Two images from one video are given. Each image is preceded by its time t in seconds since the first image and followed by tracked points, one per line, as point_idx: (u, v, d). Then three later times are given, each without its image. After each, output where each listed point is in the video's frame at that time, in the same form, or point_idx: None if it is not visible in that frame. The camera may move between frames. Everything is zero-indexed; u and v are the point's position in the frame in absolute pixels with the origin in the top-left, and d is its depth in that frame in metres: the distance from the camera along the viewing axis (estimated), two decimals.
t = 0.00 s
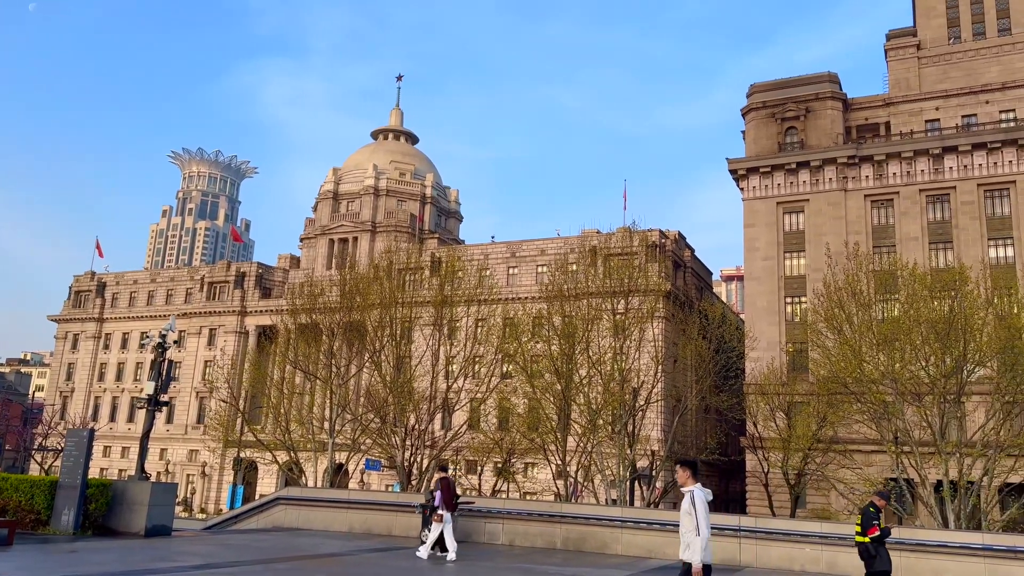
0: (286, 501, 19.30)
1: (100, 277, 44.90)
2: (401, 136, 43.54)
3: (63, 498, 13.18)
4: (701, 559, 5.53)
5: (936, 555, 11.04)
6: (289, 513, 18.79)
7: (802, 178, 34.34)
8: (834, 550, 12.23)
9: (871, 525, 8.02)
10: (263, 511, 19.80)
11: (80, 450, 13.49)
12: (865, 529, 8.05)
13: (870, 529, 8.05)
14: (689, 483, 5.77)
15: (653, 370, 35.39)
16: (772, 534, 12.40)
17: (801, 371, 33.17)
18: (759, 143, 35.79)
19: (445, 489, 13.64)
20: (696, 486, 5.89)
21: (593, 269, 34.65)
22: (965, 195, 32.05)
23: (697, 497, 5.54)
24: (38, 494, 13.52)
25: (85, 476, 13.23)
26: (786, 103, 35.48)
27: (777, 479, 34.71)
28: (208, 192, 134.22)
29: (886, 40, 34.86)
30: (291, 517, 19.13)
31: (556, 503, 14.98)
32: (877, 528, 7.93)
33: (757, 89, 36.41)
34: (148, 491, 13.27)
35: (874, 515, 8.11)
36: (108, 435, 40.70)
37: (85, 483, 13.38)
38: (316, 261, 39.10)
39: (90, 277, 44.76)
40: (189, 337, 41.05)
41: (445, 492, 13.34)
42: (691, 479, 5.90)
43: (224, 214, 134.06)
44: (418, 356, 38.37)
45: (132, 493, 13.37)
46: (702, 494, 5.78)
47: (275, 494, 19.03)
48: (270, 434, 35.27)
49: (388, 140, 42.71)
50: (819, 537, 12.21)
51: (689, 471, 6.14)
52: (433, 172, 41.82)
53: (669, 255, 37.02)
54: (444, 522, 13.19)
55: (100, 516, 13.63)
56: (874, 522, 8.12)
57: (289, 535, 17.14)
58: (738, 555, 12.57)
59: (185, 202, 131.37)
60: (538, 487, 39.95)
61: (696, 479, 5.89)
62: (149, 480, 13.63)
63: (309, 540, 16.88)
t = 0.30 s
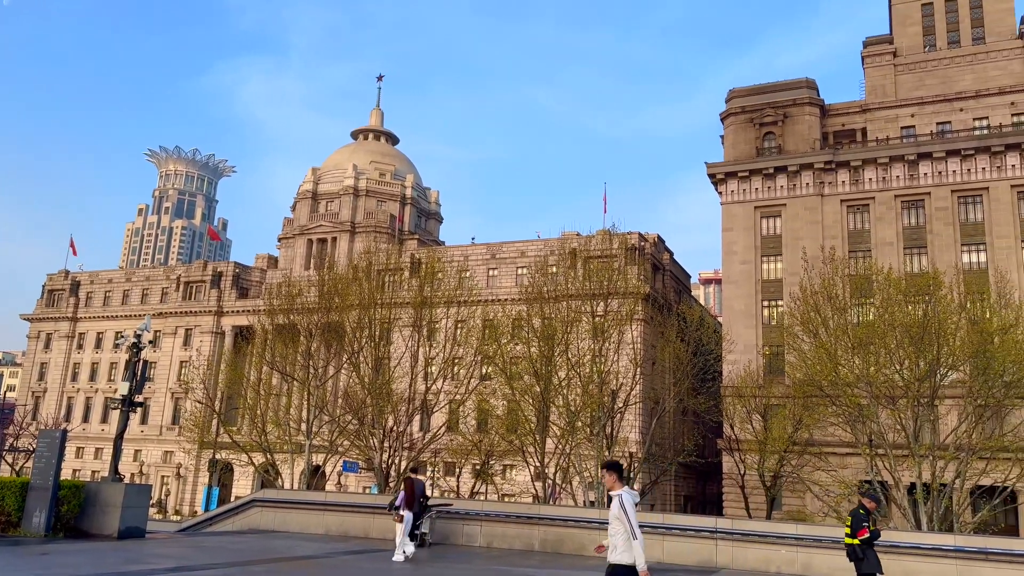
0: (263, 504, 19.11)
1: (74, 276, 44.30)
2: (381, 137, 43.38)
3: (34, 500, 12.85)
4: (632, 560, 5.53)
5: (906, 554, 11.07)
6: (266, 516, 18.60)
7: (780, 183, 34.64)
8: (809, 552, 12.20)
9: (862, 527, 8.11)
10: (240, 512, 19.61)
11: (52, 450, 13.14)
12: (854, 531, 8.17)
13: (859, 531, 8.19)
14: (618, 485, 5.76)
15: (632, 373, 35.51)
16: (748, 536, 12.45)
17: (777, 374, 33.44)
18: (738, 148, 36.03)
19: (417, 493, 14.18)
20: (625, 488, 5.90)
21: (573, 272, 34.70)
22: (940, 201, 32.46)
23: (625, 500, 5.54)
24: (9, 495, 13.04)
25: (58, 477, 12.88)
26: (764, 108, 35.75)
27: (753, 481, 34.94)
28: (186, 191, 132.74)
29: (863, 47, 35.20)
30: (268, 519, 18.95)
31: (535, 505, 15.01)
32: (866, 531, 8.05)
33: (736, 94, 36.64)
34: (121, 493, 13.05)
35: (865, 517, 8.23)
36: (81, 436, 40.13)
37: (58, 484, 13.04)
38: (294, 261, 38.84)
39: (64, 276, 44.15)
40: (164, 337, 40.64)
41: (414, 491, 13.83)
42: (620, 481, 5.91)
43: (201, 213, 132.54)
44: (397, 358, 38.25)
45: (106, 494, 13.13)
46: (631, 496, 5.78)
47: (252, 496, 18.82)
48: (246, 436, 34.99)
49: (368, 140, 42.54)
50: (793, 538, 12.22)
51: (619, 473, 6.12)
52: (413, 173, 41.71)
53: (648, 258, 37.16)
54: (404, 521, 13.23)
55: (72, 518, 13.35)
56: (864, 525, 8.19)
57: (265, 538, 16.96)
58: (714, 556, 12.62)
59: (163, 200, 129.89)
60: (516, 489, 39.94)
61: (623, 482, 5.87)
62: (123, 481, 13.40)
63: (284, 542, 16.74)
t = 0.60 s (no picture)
0: (238, 506, 18.88)
1: (48, 275, 43.69)
2: (361, 138, 43.22)
3: (4, 503, 12.49)
4: (559, 556, 5.56)
5: (879, 556, 11.19)
6: (241, 518, 18.39)
7: (757, 188, 34.94)
8: (785, 554, 12.23)
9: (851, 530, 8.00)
10: (215, 515, 19.36)
11: (23, 452, 12.80)
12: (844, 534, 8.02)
13: (849, 536, 7.80)
14: (551, 482, 5.79)
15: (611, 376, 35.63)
16: (725, 538, 12.53)
17: (754, 377, 33.69)
18: (716, 153, 36.27)
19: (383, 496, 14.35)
20: (559, 486, 5.94)
21: (552, 274, 34.73)
22: (915, 207, 32.88)
23: (557, 496, 5.56)
24: None
25: (29, 480, 12.57)
26: (742, 114, 36.03)
27: (730, 484, 35.16)
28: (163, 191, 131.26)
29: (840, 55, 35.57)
30: (244, 522, 18.74)
31: (513, 508, 15.04)
32: (855, 533, 7.69)
33: (715, 100, 36.90)
34: (93, 496, 12.83)
35: (856, 521, 7.91)
36: (53, 438, 39.54)
37: (29, 486, 12.75)
38: (272, 262, 38.56)
39: (37, 275, 43.54)
40: (139, 338, 40.24)
41: (382, 493, 13.97)
42: (553, 478, 5.94)
43: (178, 213, 131.10)
44: (376, 359, 38.16)
45: (78, 497, 12.87)
46: (565, 493, 5.81)
47: (228, 499, 18.61)
48: (221, 438, 34.71)
49: (348, 141, 42.36)
50: (769, 541, 12.25)
51: (556, 471, 6.16)
52: (393, 174, 41.60)
53: (628, 261, 37.29)
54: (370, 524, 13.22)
55: (43, 522, 13.04)
56: (853, 529, 7.98)
57: (240, 540, 16.75)
58: (691, 559, 12.66)
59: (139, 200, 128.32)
60: (495, 491, 39.94)
61: (558, 480, 5.92)
62: (96, 483, 13.17)
63: (258, 545, 16.55)
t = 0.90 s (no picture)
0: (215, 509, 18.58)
1: (21, 275, 43.08)
2: (341, 138, 43.07)
3: None
4: (488, 557, 5.63)
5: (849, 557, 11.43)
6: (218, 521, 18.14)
7: (736, 193, 35.22)
8: (761, 556, 12.32)
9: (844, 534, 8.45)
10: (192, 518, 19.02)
11: None
12: (837, 538, 8.46)
13: (842, 538, 8.41)
14: (486, 483, 5.88)
15: (590, 378, 35.73)
16: (702, 540, 12.56)
17: (731, 380, 33.93)
18: (696, 158, 36.49)
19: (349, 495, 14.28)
20: (495, 489, 6.01)
21: (533, 277, 34.70)
22: (890, 213, 33.26)
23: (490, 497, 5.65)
24: None
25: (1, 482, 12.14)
26: (721, 119, 36.27)
27: (708, 486, 35.40)
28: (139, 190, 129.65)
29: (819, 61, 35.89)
30: (220, 525, 18.47)
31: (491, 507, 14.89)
32: (847, 536, 8.27)
33: (695, 105, 37.12)
34: (66, 498, 12.63)
35: (850, 524, 8.52)
36: (25, 439, 38.94)
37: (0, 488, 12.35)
38: (249, 262, 38.30)
39: (10, 275, 42.94)
40: (114, 338, 39.82)
41: (349, 494, 13.85)
42: (490, 479, 6.03)
43: (155, 212, 129.47)
44: (354, 361, 38.23)
45: (50, 499, 12.65)
46: (500, 495, 5.89)
47: (202, 502, 18.29)
48: (197, 440, 34.48)
49: (328, 141, 42.17)
50: (746, 543, 12.31)
51: (495, 473, 6.22)
52: (373, 175, 41.49)
53: (607, 264, 37.41)
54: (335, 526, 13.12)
55: (13, 524, 12.70)
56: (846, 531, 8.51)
57: (216, 544, 16.48)
58: (668, 561, 12.67)
59: (115, 199, 126.54)
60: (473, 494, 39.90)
61: (494, 482, 5.98)
62: (68, 486, 12.96)
63: (233, 549, 16.31)
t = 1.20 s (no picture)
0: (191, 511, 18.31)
1: None
2: (321, 138, 42.90)
3: None
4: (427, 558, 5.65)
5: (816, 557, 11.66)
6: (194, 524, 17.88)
7: (715, 197, 35.50)
8: (739, 557, 12.38)
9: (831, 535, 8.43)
10: (166, 520, 18.66)
11: None
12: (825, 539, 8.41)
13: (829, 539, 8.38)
14: (427, 483, 5.88)
15: (570, 381, 35.83)
16: (680, 542, 12.59)
17: (710, 383, 34.19)
18: (676, 161, 36.70)
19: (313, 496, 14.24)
20: (433, 487, 6.00)
21: (513, 279, 34.68)
22: (867, 218, 33.65)
23: (429, 497, 5.68)
24: None
25: None
26: (701, 123, 36.51)
27: (686, 488, 35.66)
28: (115, 188, 128.12)
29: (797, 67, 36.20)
30: (195, 528, 18.21)
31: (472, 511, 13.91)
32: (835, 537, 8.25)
33: (675, 109, 37.34)
34: (39, 500, 12.48)
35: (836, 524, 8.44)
36: None
37: None
38: (227, 262, 38.07)
39: None
40: (89, 338, 39.44)
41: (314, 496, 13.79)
42: (430, 479, 6.04)
43: (132, 211, 127.94)
44: (333, 363, 38.77)
45: (21, 501, 12.48)
46: (439, 495, 5.90)
47: (179, 505, 17.94)
48: (173, 442, 34.36)
49: (308, 141, 41.96)
50: (723, 545, 12.40)
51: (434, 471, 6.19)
52: (353, 176, 41.40)
53: (588, 267, 37.53)
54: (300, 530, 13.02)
55: None
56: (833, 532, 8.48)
57: (193, 546, 16.19)
58: (645, 563, 12.69)
59: (91, 197, 124.86)
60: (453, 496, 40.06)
61: (432, 480, 5.97)
62: (40, 487, 12.80)
63: (213, 552, 16.02)
